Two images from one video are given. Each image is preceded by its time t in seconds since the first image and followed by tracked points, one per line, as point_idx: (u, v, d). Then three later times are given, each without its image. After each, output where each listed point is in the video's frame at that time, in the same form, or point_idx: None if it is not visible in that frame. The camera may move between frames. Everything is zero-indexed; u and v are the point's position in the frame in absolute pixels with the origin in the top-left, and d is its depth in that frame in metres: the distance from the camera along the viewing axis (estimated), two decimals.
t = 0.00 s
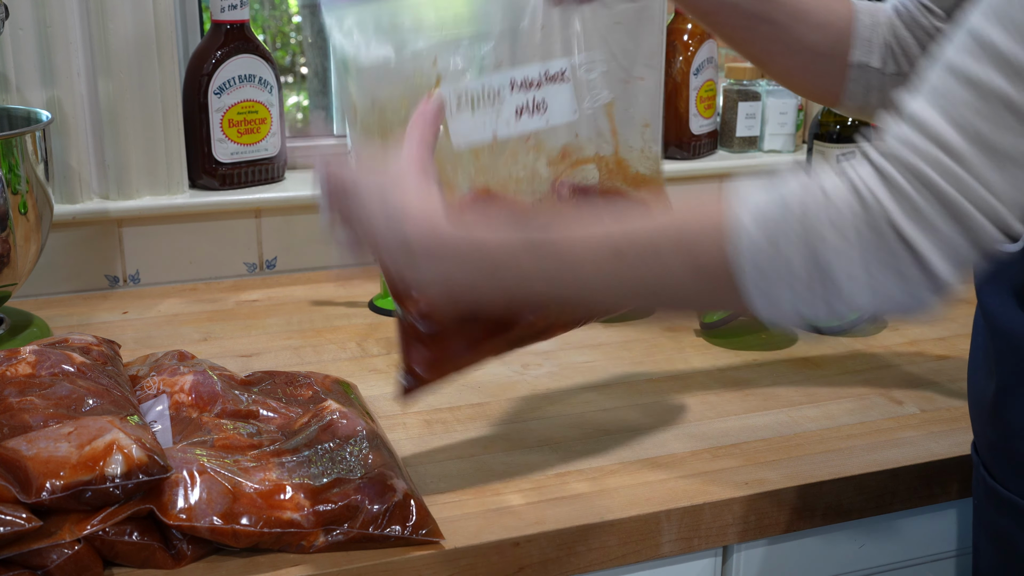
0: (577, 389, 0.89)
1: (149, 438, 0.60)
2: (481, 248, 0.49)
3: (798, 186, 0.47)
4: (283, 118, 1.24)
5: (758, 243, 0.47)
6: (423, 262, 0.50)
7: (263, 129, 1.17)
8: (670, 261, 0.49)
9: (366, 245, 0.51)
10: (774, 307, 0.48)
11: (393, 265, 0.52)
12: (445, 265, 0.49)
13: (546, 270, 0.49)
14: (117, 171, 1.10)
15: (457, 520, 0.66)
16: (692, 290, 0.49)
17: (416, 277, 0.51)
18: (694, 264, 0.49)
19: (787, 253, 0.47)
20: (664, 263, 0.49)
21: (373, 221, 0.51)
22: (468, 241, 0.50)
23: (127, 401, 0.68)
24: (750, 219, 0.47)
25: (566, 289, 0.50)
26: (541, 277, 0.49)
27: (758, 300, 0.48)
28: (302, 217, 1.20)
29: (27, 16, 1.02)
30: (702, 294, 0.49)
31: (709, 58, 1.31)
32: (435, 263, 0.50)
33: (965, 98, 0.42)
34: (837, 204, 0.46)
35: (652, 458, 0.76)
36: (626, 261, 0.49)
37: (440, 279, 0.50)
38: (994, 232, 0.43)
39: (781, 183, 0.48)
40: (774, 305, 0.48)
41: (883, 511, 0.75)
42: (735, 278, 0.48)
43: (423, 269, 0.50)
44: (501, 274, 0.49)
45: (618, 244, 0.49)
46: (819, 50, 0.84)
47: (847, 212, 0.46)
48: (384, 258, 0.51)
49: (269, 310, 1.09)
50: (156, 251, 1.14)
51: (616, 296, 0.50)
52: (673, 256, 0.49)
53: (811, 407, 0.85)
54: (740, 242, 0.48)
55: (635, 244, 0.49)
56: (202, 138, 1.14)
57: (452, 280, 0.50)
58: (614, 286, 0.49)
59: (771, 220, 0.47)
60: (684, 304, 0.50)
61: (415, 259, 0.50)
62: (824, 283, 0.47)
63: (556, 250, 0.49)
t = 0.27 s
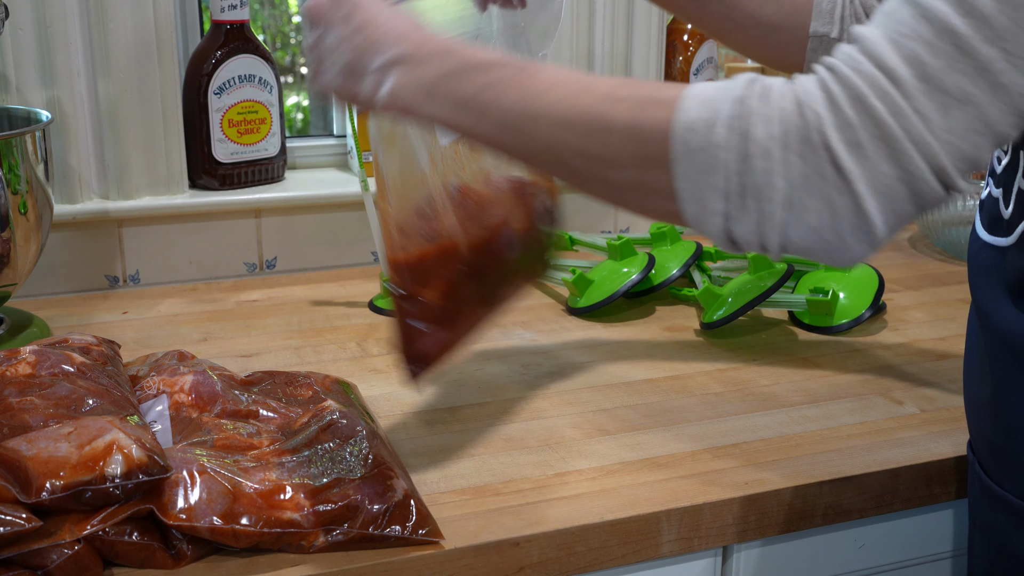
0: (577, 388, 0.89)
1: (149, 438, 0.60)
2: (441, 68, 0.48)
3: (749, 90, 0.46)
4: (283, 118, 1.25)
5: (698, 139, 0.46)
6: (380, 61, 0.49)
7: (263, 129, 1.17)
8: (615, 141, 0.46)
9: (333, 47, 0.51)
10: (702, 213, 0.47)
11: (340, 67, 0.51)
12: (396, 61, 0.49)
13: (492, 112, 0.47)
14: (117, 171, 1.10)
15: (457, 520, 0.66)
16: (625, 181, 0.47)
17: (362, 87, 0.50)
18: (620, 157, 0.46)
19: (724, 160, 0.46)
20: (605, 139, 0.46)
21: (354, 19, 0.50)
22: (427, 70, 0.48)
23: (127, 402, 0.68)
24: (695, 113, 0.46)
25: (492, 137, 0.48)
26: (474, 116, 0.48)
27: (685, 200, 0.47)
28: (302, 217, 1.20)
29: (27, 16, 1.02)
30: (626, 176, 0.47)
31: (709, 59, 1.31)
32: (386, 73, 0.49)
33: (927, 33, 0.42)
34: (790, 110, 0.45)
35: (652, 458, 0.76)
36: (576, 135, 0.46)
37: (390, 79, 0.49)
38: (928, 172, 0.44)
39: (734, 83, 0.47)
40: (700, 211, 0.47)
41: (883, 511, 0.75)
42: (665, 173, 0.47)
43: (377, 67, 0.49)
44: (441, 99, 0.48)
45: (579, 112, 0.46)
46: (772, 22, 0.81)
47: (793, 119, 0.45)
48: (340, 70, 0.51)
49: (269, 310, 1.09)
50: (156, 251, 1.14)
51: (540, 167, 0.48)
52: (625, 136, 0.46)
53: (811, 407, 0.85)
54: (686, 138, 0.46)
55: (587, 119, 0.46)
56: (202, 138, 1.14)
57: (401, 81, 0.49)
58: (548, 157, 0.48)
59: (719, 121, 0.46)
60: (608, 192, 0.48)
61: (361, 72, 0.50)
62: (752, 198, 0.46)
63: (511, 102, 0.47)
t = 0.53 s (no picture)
0: (577, 388, 0.89)
1: (149, 438, 0.60)
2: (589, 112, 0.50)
3: (966, 183, 0.45)
4: (283, 118, 1.24)
5: (916, 240, 0.45)
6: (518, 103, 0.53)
7: (263, 129, 1.17)
8: (812, 227, 0.46)
9: (495, 93, 0.54)
10: (927, 320, 0.46)
11: (502, 117, 0.54)
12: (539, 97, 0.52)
13: (659, 160, 0.48)
14: (117, 171, 1.10)
15: (457, 520, 0.66)
16: (826, 273, 0.46)
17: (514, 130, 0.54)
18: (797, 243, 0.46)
19: (935, 262, 0.45)
20: (741, 209, 0.47)
21: (513, 70, 0.53)
22: (590, 121, 0.50)
23: (127, 402, 0.68)
24: (913, 214, 0.45)
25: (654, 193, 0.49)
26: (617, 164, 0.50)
27: (906, 306, 0.46)
28: (302, 217, 1.20)
29: (27, 16, 1.02)
30: (821, 265, 0.46)
31: (709, 58, 1.32)
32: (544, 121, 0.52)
33: None
34: (988, 212, 0.44)
35: (652, 458, 0.76)
36: (771, 211, 0.46)
37: (541, 122, 0.52)
38: None
39: (950, 177, 0.46)
40: (911, 314, 0.47)
41: (883, 511, 0.75)
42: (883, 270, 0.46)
43: (532, 112, 0.52)
44: (600, 143, 0.50)
45: (773, 187, 0.47)
46: (850, 79, 0.85)
47: (988, 228, 0.44)
48: (501, 120, 0.54)
49: (269, 310, 1.09)
50: (156, 251, 1.14)
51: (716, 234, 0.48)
52: (832, 216, 0.46)
53: (811, 407, 0.85)
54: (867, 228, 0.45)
55: (785, 198, 0.46)
56: (202, 137, 1.14)
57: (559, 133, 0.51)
58: (724, 225, 0.48)
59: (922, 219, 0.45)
60: (803, 277, 0.47)
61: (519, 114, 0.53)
62: (973, 309, 0.45)
63: (698, 163, 0.48)
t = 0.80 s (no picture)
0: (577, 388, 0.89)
1: (149, 438, 0.60)
2: (637, 279, 0.53)
3: (988, 237, 0.46)
4: (282, 118, 1.24)
5: (950, 302, 0.47)
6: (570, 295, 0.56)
7: (263, 129, 1.17)
8: (862, 320, 0.48)
9: (526, 277, 0.58)
10: (976, 375, 0.48)
11: (528, 289, 0.58)
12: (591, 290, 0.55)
13: (715, 289, 0.51)
14: (117, 171, 1.10)
15: (457, 520, 0.66)
16: (882, 349, 0.49)
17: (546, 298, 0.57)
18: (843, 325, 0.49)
19: (968, 317, 0.46)
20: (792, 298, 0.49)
21: (520, 258, 0.58)
22: (631, 259, 0.53)
23: (127, 402, 0.68)
24: (945, 279, 0.47)
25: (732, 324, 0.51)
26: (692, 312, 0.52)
27: (957, 364, 0.48)
28: (303, 217, 1.20)
29: (27, 16, 1.02)
30: (878, 342, 0.49)
31: (709, 58, 1.32)
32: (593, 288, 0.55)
33: None
34: (1013, 258, 0.45)
35: (652, 458, 0.76)
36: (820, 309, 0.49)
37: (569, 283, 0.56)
38: None
39: (977, 230, 0.47)
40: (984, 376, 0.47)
41: (883, 511, 0.75)
42: (931, 338, 0.48)
43: (560, 268, 0.56)
44: (647, 286, 0.52)
45: (817, 285, 0.49)
46: (842, 122, 0.82)
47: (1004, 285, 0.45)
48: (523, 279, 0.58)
49: (269, 310, 1.09)
50: (156, 251, 1.14)
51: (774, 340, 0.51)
52: (876, 308, 0.48)
53: (811, 407, 0.85)
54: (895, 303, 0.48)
55: (831, 294, 0.49)
56: (202, 138, 1.14)
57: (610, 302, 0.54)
58: (780, 327, 0.50)
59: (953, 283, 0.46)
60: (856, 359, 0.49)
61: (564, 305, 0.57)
62: None
63: (744, 277, 0.50)
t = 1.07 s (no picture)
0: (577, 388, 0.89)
1: (149, 438, 0.60)
2: (648, 272, 0.55)
3: (1004, 227, 0.47)
4: (282, 118, 1.24)
5: (966, 293, 0.47)
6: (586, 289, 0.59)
7: (263, 129, 1.17)
8: (876, 310, 0.50)
9: (535, 278, 0.60)
10: (991, 367, 0.49)
11: (540, 289, 0.61)
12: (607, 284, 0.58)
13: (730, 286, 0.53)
14: (117, 171, 1.10)
15: (457, 520, 0.66)
16: (899, 340, 0.50)
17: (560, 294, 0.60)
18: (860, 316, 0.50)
19: (983, 310, 0.47)
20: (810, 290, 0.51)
21: (529, 262, 0.60)
22: (640, 254, 0.56)
23: (127, 402, 0.68)
24: (960, 271, 0.47)
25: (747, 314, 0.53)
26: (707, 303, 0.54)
27: (973, 356, 0.49)
28: (302, 217, 1.20)
29: (27, 16, 1.02)
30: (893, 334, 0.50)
31: (709, 58, 1.32)
32: (608, 282, 0.57)
33: None
34: None
35: (652, 458, 0.76)
36: (834, 301, 0.51)
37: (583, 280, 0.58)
38: None
39: (992, 219, 0.48)
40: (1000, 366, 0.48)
41: (883, 511, 0.75)
42: (947, 330, 0.49)
43: (571, 268, 0.58)
44: (660, 279, 0.55)
45: (831, 276, 0.51)
46: (843, 128, 0.84)
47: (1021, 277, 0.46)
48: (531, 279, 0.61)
49: (269, 310, 1.10)
50: (156, 251, 1.14)
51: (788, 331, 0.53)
52: (890, 299, 0.49)
53: (811, 407, 0.85)
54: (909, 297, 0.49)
55: (845, 286, 0.50)
56: (202, 138, 1.14)
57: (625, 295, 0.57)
58: (797, 318, 0.52)
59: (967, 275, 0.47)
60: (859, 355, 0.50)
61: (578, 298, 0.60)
62: None
63: (758, 269, 0.52)
